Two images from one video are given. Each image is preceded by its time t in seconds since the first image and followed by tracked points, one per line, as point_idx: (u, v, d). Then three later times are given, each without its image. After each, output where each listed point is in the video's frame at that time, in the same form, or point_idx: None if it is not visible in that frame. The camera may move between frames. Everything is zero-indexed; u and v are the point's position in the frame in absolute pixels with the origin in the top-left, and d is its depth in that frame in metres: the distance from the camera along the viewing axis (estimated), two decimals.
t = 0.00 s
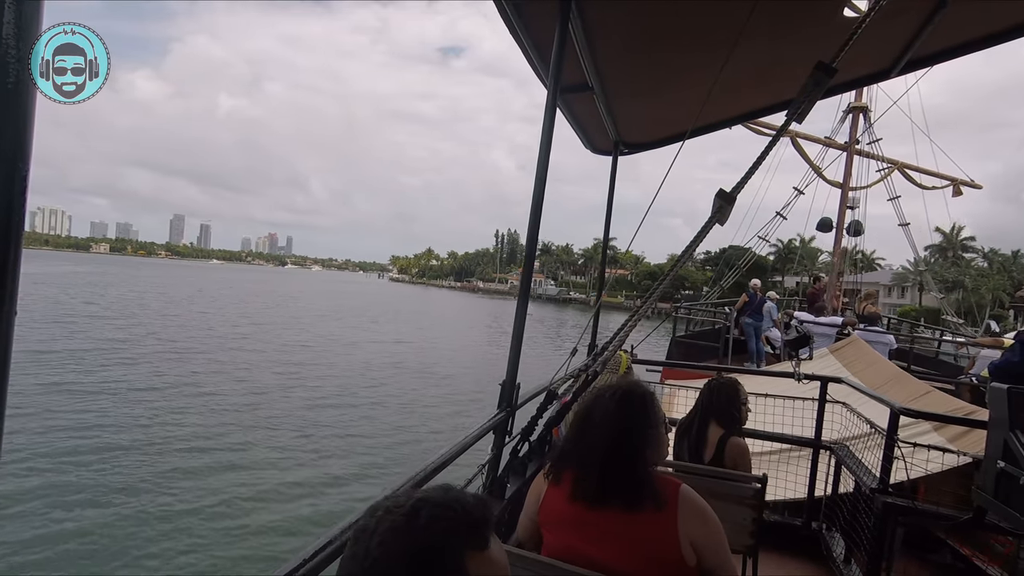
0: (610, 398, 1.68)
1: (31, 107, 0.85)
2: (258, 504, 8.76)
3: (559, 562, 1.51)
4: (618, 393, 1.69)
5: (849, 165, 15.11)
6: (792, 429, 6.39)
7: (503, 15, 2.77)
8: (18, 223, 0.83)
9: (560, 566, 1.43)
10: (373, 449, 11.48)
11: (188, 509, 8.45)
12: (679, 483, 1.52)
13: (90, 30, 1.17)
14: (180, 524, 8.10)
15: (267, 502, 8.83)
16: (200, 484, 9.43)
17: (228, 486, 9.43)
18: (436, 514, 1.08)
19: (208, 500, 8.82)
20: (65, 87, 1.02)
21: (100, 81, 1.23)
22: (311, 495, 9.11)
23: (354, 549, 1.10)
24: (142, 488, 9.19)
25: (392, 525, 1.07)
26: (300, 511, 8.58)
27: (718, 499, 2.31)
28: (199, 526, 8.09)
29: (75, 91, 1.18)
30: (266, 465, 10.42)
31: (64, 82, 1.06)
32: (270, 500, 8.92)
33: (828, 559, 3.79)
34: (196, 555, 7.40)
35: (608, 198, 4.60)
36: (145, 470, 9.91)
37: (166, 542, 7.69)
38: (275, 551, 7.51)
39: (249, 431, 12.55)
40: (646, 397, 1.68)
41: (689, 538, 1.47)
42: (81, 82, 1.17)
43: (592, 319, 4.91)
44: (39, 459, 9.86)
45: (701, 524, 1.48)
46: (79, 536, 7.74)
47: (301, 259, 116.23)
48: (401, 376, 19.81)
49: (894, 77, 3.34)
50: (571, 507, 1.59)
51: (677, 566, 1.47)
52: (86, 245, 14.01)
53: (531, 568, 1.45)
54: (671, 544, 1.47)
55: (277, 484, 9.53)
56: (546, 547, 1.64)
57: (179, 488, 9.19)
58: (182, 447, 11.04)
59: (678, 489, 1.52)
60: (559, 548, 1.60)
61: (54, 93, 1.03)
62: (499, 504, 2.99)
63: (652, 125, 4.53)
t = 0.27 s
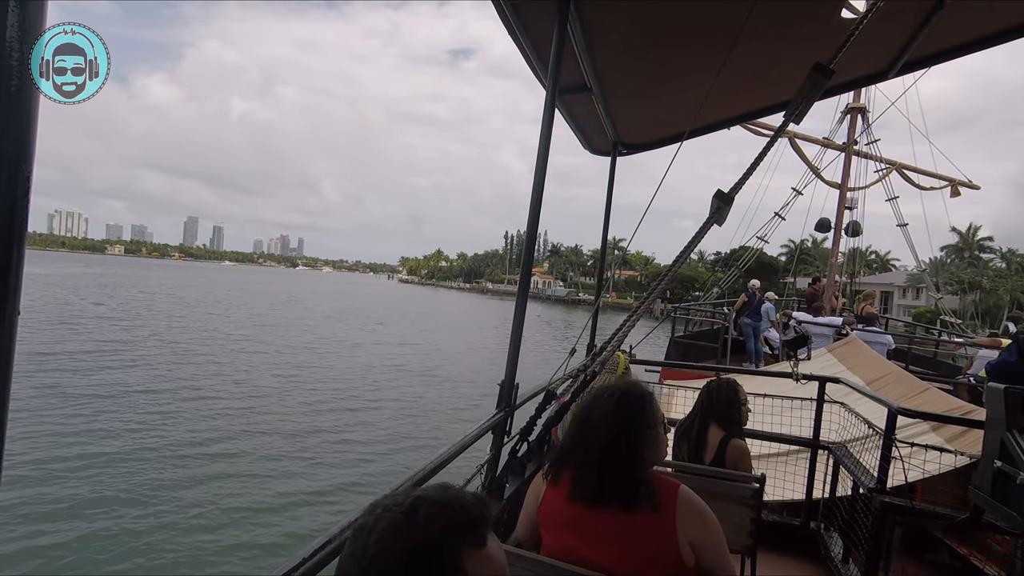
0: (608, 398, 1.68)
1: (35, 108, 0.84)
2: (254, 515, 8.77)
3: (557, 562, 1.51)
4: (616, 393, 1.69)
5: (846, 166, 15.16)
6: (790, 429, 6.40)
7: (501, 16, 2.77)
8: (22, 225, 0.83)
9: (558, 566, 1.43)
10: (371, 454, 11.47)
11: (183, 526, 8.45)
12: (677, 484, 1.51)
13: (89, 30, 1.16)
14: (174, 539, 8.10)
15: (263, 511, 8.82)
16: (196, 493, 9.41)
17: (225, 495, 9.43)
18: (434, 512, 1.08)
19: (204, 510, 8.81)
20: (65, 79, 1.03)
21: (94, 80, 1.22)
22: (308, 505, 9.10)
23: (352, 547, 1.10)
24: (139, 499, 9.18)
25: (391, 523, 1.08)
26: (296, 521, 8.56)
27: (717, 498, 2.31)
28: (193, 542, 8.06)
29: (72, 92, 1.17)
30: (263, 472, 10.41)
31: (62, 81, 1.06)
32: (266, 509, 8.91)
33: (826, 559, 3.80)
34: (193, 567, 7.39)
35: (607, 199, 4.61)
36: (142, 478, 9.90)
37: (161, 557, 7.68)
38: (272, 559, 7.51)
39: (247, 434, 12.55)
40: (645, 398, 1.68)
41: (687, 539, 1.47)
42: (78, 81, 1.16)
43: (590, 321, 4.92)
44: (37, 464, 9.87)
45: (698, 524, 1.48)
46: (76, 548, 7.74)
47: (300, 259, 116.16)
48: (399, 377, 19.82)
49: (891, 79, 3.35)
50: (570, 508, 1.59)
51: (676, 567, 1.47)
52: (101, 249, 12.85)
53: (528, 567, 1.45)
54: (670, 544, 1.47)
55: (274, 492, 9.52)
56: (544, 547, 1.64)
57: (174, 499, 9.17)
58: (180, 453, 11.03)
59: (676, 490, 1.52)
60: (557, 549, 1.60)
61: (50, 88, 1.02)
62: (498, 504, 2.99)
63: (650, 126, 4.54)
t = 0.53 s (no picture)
0: (608, 398, 1.64)
1: (43, 115, 0.82)
2: (253, 519, 8.71)
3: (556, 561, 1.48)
4: (617, 393, 1.64)
5: (847, 165, 15.15)
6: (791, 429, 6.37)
7: (500, 18, 2.74)
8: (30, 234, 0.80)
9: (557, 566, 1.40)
10: (370, 459, 11.43)
11: (181, 527, 8.38)
12: (677, 484, 1.48)
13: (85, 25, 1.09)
14: (173, 543, 8.05)
15: (263, 515, 8.78)
16: (195, 497, 9.37)
17: (224, 498, 9.40)
18: (433, 510, 1.04)
19: (203, 515, 8.77)
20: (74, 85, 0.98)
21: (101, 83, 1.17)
22: (307, 509, 9.06)
23: (350, 547, 1.06)
24: (138, 503, 9.14)
25: (389, 522, 1.03)
26: (295, 525, 8.52)
27: (718, 499, 2.28)
28: (192, 546, 8.03)
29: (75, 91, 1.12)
30: (262, 476, 10.36)
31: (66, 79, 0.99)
32: (265, 514, 8.87)
33: (828, 559, 3.77)
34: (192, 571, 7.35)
35: (607, 199, 4.59)
36: (141, 483, 9.87)
37: (161, 563, 7.63)
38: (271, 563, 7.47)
39: (248, 438, 12.53)
40: (645, 396, 1.64)
41: (687, 539, 1.44)
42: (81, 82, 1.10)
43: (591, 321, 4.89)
44: (36, 470, 9.84)
45: (698, 523, 1.45)
46: (74, 551, 7.69)
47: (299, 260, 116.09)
48: (401, 379, 19.82)
49: (890, 79, 3.32)
50: (569, 508, 1.56)
51: (677, 568, 1.44)
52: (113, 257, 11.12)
53: (530, 568, 1.42)
54: (669, 545, 1.44)
55: (273, 495, 9.50)
56: (545, 547, 1.61)
57: (173, 503, 9.12)
58: (179, 458, 11.00)
59: (676, 490, 1.49)
60: (556, 550, 1.57)
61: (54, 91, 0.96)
62: (499, 505, 2.96)
63: (649, 126, 4.51)
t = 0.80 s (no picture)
0: (613, 398, 1.59)
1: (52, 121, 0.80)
2: (255, 522, 8.68)
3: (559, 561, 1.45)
4: (621, 393, 1.60)
5: (853, 163, 15.05)
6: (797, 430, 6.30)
7: (503, 20, 2.70)
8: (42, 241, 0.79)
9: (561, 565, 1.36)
10: (373, 462, 11.39)
11: (182, 533, 8.34)
12: (682, 485, 1.44)
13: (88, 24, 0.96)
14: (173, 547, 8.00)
15: (266, 519, 8.77)
16: (197, 500, 9.35)
17: (226, 501, 9.37)
18: (436, 509, 1.01)
19: (205, 520, 8.75)
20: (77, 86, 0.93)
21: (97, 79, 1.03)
22: (309, 513, 9.02)
23: (353, 545, 1.02)
24: (140, 506, 9.11)
25: (393, 519, 1.00)
26: (297, 529, 8.49)
27: (721, 499, 2.24)
28: (192, 548, 7.99)
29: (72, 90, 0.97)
30: (265, 479, 10.34)
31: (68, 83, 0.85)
32: (267, 517, 8.85)
33: (835, 561, 3.70)
34: None
35: (610, 199, 4.56)
36: (143, 486, 9.85)
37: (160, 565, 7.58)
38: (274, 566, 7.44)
39: (252, 440, 12.54)
40: (649, 395, 1.60)
41: (692, 540, 1.40)
42: (78, 81, 0.94)
43: (594, 321, 4.85)
44: (39, 474, 9.84)
45: (702, 523, 1.41)
46: (74, 555, 7.66)
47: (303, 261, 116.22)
48: (405, 381, 19.79)
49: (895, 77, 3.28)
50: (573, 507, 1.53)
51: (680, 568, 1.40)
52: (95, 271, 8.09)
53: (535, 568, 1.38)
54: (674, 545, 1.40)
55: (276, 499, 9.48)
56: (548, 547, 1.58)
57: (175, 507, 9.11)
58: (182, 461, 10.99)
59: (681, 491, 1.44)
60: (560, 551, 1.53)
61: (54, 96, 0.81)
62: (502, 506, 2.92)
63: (652, 127, 4.47)
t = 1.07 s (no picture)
0: (618, 398, 1.59)
1: (65, 125, 0.78)
2: (264, 519, 8.72)
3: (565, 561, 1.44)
4: (626, 393, 1.60)
5: (862, 163, 14.95)
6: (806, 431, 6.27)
7: (509, 22, 2.71)
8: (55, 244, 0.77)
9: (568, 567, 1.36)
10: (381, 462, 11.42)
11: (191, 531, 8.38)
12: (688, 485, 1.44)
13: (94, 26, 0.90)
14: (182, 546, 8.04)
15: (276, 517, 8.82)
16: (206, 499, 9.39)
17: (234, 498, 9.41)
18: (443, 508, 1.01)
19: (213, 518, 8.79)
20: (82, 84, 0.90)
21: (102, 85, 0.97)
22: (317, 510, 9.05)
23: (360, 545, 1.02)
24: (150, 505, 9.17)
25: (400, 518, 1.00)
26: (305, 528, 8.51)
27: (728, 500, 2.24)
28: (201, 548, 8.02)
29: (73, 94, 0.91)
30: (273, 478, 10.38)
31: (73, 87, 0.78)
32: (275, 514, 8.89)
33: (845, 563, 3.69)
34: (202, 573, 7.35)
35: (617, 199, 4.56)
36: (153, 484, 9.91)
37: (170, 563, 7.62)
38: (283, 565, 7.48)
39: (261, 440, 12.60)
40: (655, 395, 1.61)
41: (698, 539, 1.41)
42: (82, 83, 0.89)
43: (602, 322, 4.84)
44: (49, 471, 9.92)
45: (709, 523, 1.41)
46: (85, 551, 7.71)
47: (311, 262, 116.70)
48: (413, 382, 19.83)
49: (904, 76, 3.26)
50: (580, 507, 1.53)
51: (686, 568, 1.41)
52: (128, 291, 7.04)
53: (542, 569, 1.38)
54: (681, 546, 1.40)
55: (286, 497, 9.53)
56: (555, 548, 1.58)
57: (184, 507, 9.15)
58: (191, 460, 11.04)
59: (687, 491, 1.44)
60: (568, 552, 1.53)
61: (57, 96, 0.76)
62: (510, 507, 2.93)
63: (659, 127, 4.46)
